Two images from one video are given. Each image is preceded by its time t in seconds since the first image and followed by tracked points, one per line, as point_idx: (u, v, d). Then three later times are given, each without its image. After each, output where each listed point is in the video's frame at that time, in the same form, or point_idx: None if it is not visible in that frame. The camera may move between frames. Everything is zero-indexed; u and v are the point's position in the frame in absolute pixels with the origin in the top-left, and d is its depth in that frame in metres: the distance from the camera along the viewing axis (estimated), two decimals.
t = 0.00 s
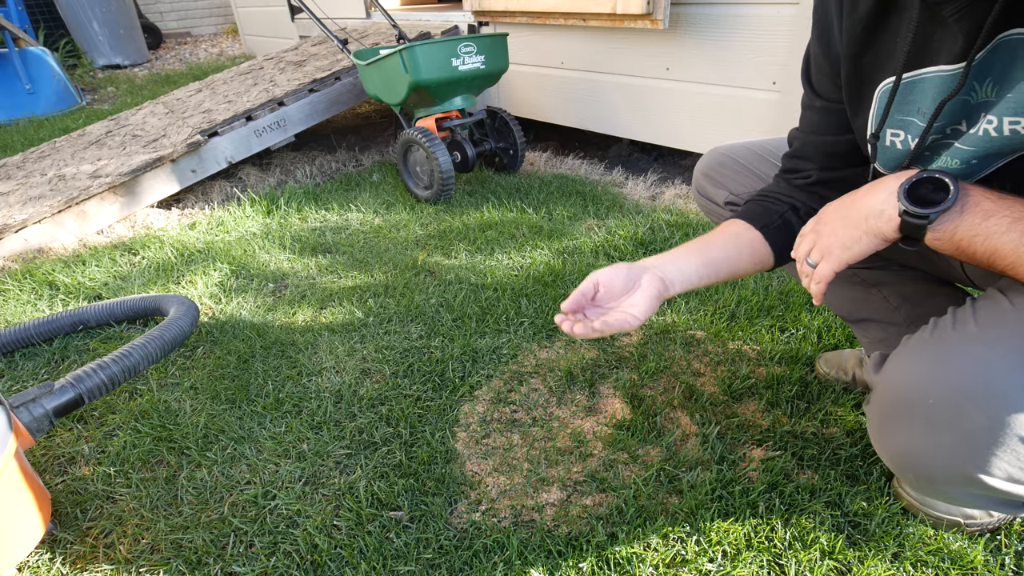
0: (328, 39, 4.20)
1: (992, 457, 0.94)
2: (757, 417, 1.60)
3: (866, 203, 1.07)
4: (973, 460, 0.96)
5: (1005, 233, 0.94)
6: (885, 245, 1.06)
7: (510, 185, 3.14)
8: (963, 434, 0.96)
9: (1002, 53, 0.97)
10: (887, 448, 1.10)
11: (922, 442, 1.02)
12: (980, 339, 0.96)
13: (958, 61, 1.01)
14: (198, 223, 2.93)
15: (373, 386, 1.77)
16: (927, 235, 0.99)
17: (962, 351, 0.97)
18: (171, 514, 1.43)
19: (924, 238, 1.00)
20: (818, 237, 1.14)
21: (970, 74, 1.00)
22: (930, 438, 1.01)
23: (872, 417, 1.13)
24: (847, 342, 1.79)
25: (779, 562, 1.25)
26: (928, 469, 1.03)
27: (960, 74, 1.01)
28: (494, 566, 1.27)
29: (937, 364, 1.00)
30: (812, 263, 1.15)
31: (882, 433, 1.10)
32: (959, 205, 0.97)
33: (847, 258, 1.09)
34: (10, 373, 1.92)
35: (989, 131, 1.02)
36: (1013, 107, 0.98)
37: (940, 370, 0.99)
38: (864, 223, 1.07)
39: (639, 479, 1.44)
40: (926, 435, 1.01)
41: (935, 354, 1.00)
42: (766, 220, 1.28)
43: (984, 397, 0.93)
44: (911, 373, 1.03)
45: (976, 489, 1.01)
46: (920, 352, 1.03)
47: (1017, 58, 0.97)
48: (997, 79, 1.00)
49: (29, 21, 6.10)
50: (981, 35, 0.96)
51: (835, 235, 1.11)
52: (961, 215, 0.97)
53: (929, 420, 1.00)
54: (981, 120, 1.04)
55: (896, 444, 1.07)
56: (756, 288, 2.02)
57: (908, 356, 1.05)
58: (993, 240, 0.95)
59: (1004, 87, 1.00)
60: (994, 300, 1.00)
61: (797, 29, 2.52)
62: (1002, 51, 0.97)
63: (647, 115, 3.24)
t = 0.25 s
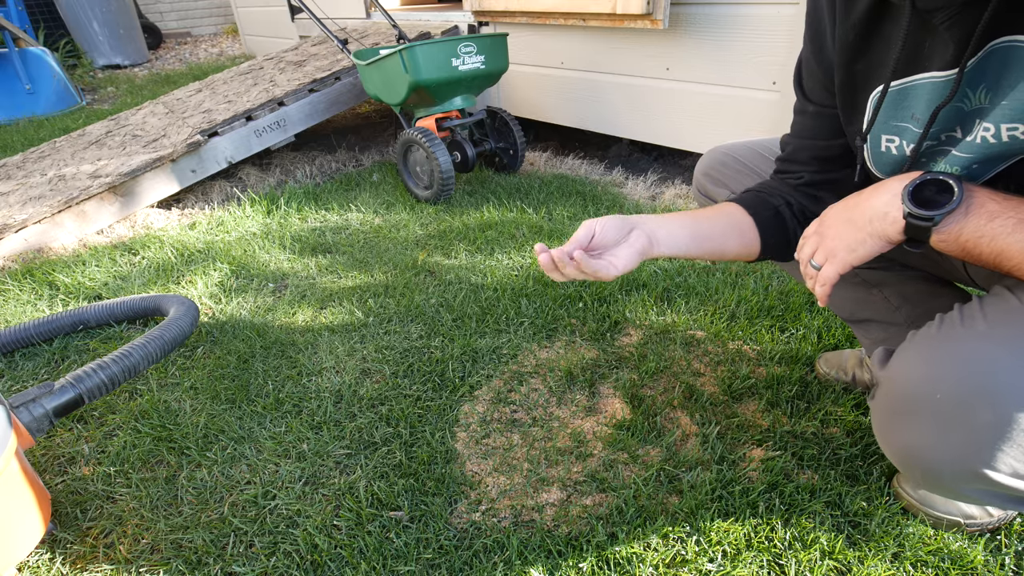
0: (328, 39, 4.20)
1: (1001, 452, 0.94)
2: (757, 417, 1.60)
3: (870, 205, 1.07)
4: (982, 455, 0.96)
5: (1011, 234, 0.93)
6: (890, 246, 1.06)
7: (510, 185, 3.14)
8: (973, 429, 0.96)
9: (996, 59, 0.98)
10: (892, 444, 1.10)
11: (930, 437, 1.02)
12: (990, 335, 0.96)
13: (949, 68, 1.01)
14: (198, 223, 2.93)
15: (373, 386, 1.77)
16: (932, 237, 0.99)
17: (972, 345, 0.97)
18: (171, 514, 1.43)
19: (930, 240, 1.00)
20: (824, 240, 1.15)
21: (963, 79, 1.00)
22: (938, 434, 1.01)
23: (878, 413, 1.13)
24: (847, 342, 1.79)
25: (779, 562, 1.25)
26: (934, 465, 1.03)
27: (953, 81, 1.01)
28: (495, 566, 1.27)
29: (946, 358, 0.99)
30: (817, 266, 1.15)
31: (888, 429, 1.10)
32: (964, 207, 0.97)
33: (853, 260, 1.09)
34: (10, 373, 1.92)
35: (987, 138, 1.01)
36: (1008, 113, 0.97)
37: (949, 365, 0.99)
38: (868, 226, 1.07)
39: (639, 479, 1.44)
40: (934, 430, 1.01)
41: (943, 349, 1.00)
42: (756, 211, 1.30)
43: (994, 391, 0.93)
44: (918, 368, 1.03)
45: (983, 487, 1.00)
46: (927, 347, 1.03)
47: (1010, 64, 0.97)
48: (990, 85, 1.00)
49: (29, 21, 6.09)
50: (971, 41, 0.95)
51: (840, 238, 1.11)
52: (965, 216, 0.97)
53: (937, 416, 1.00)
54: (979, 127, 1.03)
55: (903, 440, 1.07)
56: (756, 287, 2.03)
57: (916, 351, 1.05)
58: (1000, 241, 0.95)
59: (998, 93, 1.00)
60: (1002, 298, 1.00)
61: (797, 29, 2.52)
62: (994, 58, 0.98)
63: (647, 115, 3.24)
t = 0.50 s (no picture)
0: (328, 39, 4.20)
1: (1016, 459, 0.94)
2: (757, 417, 1.60)
3: (876, 216, 1.06)
4: (998, 462, 0.96)
5: (1020, 241, 0.94)
6: (898, 256, 1.06)
7: (510, 185, 3.14)
8: (989, 435, 0.96)
9: (995, 67, 0.97)
10: (905, 450, 1.10)
11: (943, 443, 1.02)
12: (1003, 340, 0.96)
13: (950, 75, 1.00)
14: (198, 223, 2.93)
15: (373, 386, 1.77)
16: (941, 245, 0.99)
17: (986, 350, 0.97)
18: (171, 514, 1.43)
19: (938, 249, 1.00)
20: (830, 251, 1.14)
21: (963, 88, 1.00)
22: (951, 440, 1.01)
23: (890, 419, 1.13)
24: (847, 342, 1.79)
25: (779, 562, 1.25)
26: (948, 471, 1.03)
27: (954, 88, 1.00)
28: (495, 566, 1.27)
29: (961, 363, 0.99)
30: (825, 279, 1.15)
31: (902, 434, 1.10)
32: (971, 215, 0.97)
33: (862, 272, 1.09)
34: (9, 373, 1.92)
35: (992, 145, 1.01)
36: (1010, 122, 0.98)
37: (963, 371, 0.99)
38: (875, 236, 1.07)
39: (639, 479, 1.44)
40: (948, 436, 1.01)
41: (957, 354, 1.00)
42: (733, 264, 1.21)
43: (1011, 396, 0.93)
44: (931, 374, 1.03)
45: (997, 493, 1.00)
46: (940, 352, 1.03)
47: (1011, 71, 0.96)
48: (992, 93, 1.00)
49: (29, 21, 6.09)
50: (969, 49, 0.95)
51: (847, 250, 1.11)
52: (974, 224, 0.97)
53: (951, 421, 1.00)
54: (980, 134, 1.03)
55: (917, 445, 1.06)
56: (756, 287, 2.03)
57: (929, 356, 1.05)
58: (1008, 248, 0.95)
59: (1000, 101, 0.99)
60: (1016, 301, 1.00)
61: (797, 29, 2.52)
62: (994, 65, 0.97)
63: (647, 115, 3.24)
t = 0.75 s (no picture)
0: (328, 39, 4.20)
1: (1013, 459, 0.94)
2: (757, 417, 1.60)
3: (873, 212, 1.07)
4: (996, 461, 0.96)
5: (1017, 238, 0.93)
6: (894, 252, 1.06)
7: (510, 185, 3.14)
8: (987, 435, 0.96)
9: (996, 64, 0.97)
10: (903, 449, 1.10)
11: (941, 443, 1.02)
12: (999, 340, 0.96)
13: (949, 73, 1.00)
14: (198, 223, 2.93)
15: (373, 386, 1.77)
16: (938, 242, 0.99)
17: (982, 351, 0.97)
18: (171, 514, 1.43)
19: (935, 245, 1.00)
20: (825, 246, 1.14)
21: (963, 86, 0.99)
22: (949, 440, 1.01)
23: (888, 418, 1.13)
24: (847, 342, 1.79)
25: (779, 562, 1.25)
26: (945, 470, 1.03)
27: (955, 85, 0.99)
28: (495, 567, 1.27)
29: (957, 363, 0.99)
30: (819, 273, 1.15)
31: (900, 433, 1.10)
32: (969, 211, 0.97)
33: (856, 267, 1.10)
34: (9, 373, 1.92)
35: (988, 142, 1.01)
36: (1007, 118, 0.97)
37: (959, 372, 0.99)
38: (871, 232, 1.07)
39: (639, 479, 1.44)
40: (945, 437, 1.01)
41: (953, 354, 1.00)
42: (758, 275, 1.20)
43: (1007, 396, 0.93)
44: (928, 374, 1.03)
45: (995, 492, 1.00)
46: (937, 352, 1.03)
47: (1011, 68, 0.96)
48: (992, 90, 1.00)
49: (29, 21, 6.09)
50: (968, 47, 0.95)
51: (842, 245, 1.11)
52: (971, 221, 0.97)
53: (948, 422, 1.00)
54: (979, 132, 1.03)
55: (915, 445, 1.07)
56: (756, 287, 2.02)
57: (926, 356, 1.05)
58: (1006, 245, 0.94)
59: (1000, 98, 0.99)
60: (1012, 298, 0.99)
61: (797, 29, 2.52)
62: (994, 62, 0.97)
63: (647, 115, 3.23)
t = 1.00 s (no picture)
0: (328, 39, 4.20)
1: None
2: (757, 417, 1.60)
3: (891, 210, 1.06)
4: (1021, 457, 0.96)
5: None
6: (911, 251, 1.06)
7: (510, 185, 3.14)
8: (1011, 431, 0.95)
9: (986, 86, 0.96)
10: (923, 444, 1.09)
11: (965, 438, 1.01)
12: None
13: (943, 94, 0.99)
14: (198, 223, 2.93)
15: (373, 386, 1.77)
16: (958, 242, 0.99)
17: (1009, 346, 0.96)
18: (171, 514, 1.43)
19: (955, 246, 1.00)
20: (841, 247, 1.14)
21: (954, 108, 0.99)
22: (972, 435, 1.00)
23: (906, 413, 1.12)
24: (847, 342, 1.79)
25: (779, 562, 1.25)
26: (967, 465, 1.03)
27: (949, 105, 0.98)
28: (495, 566, 1.27)
29: (981, 359, 0.98)
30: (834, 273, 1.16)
31: (919, 427, 1.09)
32: (990, 211, 0.97)
33: (872, 267, 1.10)
34: (9, 373, 1.92)
35: (991, 161, 1.01)
36: (1008, 139, 0.97)
37: (985, 367, 0.98)
38: (889, 231, 1.06)
39: (639, 479, 1.44)
40: (969, 432, 1.00)
41: (978, 349, 0.99)
42: (689, 305, 1.16)
43: None
44: (951, 369, 1.02)
45: (1017, 487, 1.00)
46: (960, 347, 1.02)
47: (1003, 90, 0.95)
48: (983, 110, 0.99)
49: (29, 21, 6.09)
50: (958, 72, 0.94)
51: (859, 245, 1.11)
52: (993, 221, 0.96)
53: (972, 417, 1.00)
54: (979, 150, 1.02)
55: (935, 439, 1.06)
56: (756, 287, 2.03)
57: (948, 351, 1.03)
58: None
59: (992, 118, 0.98)
60: None
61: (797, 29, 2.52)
62: (985, 85, 0.96)
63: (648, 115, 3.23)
